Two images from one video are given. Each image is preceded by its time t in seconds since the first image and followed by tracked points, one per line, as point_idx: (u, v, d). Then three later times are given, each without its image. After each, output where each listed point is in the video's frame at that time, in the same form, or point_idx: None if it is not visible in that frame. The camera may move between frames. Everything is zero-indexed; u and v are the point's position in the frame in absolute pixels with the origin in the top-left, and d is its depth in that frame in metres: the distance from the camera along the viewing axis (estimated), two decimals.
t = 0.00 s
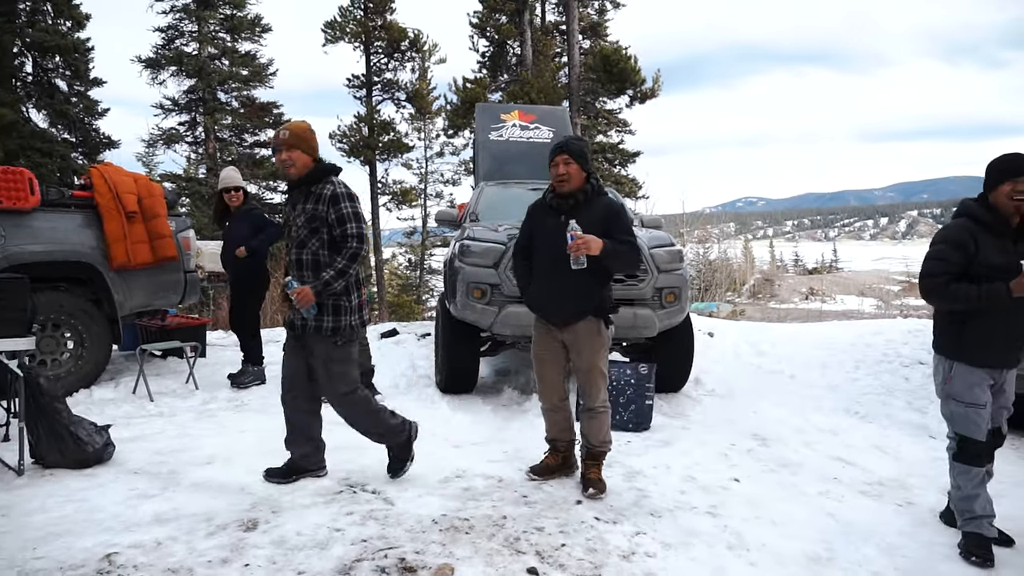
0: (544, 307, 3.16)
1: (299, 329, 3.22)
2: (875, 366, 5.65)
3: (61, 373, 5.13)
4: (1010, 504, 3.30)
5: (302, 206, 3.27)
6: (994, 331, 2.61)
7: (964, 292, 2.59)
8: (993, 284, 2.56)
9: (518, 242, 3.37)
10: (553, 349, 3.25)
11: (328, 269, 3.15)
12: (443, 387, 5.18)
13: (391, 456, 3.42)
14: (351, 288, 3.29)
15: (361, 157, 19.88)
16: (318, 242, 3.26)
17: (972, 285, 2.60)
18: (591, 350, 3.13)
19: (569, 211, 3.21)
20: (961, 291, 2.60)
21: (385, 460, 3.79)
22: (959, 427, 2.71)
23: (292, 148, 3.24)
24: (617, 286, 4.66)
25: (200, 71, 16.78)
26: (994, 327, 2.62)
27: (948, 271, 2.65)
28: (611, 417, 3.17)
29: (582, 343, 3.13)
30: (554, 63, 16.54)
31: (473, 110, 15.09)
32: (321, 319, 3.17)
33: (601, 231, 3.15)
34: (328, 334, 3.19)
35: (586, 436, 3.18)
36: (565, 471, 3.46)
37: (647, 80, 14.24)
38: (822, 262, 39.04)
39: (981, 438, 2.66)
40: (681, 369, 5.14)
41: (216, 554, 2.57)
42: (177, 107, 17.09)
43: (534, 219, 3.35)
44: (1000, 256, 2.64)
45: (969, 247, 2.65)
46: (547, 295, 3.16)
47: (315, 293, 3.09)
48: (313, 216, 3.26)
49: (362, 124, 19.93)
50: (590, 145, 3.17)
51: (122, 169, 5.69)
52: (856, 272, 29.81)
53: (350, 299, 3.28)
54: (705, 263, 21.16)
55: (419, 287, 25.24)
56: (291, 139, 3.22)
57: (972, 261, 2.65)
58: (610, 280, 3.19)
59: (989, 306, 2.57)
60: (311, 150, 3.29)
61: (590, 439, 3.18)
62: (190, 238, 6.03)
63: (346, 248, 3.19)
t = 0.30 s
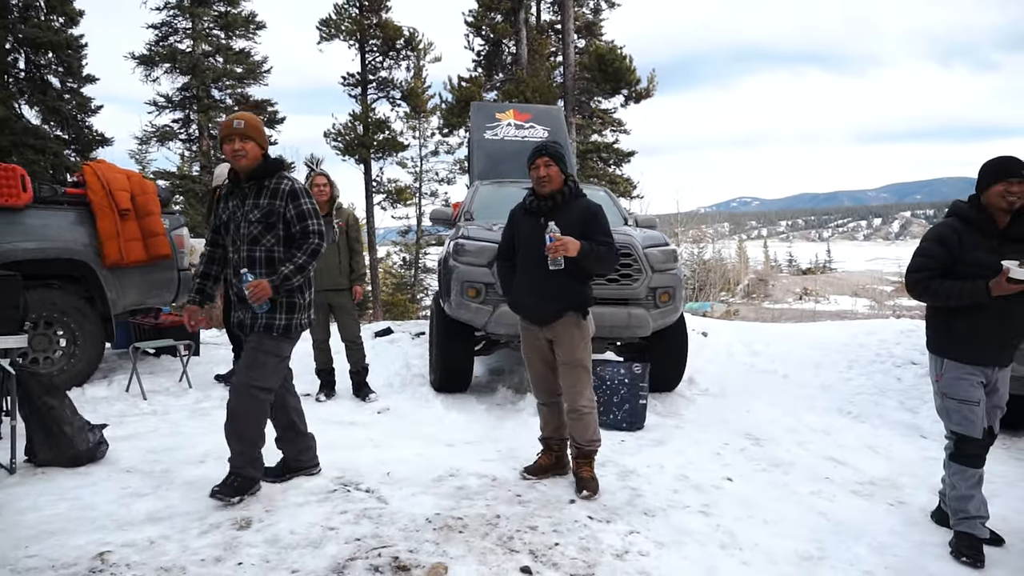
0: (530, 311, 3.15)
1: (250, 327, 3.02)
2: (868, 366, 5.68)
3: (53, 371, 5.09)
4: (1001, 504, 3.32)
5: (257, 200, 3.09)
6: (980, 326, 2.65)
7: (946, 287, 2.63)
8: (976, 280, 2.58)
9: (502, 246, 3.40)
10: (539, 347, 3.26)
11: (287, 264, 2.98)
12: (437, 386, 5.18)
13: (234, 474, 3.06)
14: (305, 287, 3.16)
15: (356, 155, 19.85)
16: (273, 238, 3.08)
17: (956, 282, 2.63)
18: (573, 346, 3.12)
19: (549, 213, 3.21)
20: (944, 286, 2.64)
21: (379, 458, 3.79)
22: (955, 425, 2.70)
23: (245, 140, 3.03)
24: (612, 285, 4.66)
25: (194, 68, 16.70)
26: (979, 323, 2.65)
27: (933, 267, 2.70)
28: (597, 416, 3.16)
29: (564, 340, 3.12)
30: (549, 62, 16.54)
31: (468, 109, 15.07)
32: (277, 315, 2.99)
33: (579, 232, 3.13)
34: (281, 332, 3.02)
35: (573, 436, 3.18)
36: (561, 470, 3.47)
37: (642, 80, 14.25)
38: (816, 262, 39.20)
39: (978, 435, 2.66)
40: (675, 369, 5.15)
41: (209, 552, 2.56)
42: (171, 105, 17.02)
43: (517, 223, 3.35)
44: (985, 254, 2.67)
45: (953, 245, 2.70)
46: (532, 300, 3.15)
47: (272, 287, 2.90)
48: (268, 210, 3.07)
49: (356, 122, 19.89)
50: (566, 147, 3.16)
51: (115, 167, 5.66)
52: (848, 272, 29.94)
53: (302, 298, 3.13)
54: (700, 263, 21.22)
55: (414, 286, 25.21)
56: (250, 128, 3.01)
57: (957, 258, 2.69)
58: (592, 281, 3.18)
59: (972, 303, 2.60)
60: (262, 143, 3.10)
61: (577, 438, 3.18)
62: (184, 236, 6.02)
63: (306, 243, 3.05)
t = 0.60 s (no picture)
0: (525, 311, 3.16)
1: (202, 329, 2.86)
2: (869, 367, 5.67)
3: (55, 368, 5.10)
4: (1003, 505, 3.32)
5: (217, 193, 2.92)
6: (990, 324, 2.65)
7: (956, 287, 2.62)
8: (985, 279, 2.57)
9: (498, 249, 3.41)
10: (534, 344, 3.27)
11: (248, 266, 2.86)
12: (439, 385, 5.18)
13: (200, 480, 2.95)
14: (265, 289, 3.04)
15: (358, 154, 19.87)
16: (232, 235, 2.93)
17: (964, 282, 2.62)
18: (561, 341, 3.11)
19: (540, 214, 3.21)
20: (954, 286, 2.62)
21: (381, 456, 3.79)
22: (976, 422, 2.68)
23: (213, 128, 2.87)
24: (614, 285, 4.65)
25: (197, 67, 16.71)
26: (990, 321, 2.65)
27: (940, 268, 2.68)
28: (582, 416, 3.12)
29: (555, 336, 3.12)
30: (552, 61, 16.53)
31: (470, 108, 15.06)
32: (235, 319, 2.87)
33: (570, 232, 3.13)
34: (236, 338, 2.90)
35: (556, 435, 3.13)
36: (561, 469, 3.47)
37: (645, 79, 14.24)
38: (818, 262, 39.18)
39: (998, 432, 2.65)
40: (677, 369, 5.15)
41: (210, 549, 2.57)
42: (174, 103, 17.03)
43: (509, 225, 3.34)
44: (991, 253, 2.67)
45: (959, 244, 2.70)
46: (527, 299, 3.16)
47: (233, 291, 2.78)
48: (229, 206, 2.91)
49: (359, 121, 19.90)
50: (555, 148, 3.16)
51: (117, 165, 5.74)
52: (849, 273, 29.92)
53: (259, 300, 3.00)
54: (702, 263, 21.21)
55: (416, 285, 25.24)
56: (223, 116, 2.88)
57: (964, 258, 2.68)
58: (586, 280, 3.16)
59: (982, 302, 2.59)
60: (230, 134, 2.96)
61: (557, 439, 3.13)
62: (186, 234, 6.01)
63: (269, 245, 2.93)
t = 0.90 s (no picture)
0: (523, 310, 3.17)
1: (172, 329, 2.79)
2: (870, 370, 5.67)
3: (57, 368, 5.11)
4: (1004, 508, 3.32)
5: (184, 186, 2.87)
6: (1008, 328, 2.65)
7: (973, 292, 2.62)
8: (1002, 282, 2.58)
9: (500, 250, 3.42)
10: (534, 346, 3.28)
11: (219, 258, 2.82)
12: (440, 386, 5.18)
13: (202, 481, 2.95)
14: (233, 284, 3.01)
15: (360, 155, 19.90)
16: (201, 229, 2.89)
17: (980, 286, 2.63)
18: (559, 344, 3.11)
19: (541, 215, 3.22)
20: (972, 291, 2.62)
21: (382, 457, 3.79)
22: (998, 435, 2.65)
23: (175, 118, 2.81)
24: (615, 287, 4.65)
25: (200, 68, 16.74)
26: (1007, 325, 2.65)
27: (954, 274, 2.70)
28: (581, 418, 3.12)
29: (553, 338, 3.12)
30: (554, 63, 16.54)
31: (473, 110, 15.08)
32: (206, 316, 2.84)
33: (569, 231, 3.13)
34: (208, 334, 2.87)
35: (555, 438, 3.13)
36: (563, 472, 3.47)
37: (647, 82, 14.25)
38: (819, 265, 39.16)
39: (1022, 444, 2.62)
40: (678, 371, 5.15)
41: (212, 549, 2.57)
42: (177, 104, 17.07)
43: (512, 229, 3.35)
44: (1008, 258, 2.67)
45: (975, 250, 2.71)
46: (527, 296, 3.15)
47: (204, 284, 2.75)
48: (198, 199, 2.89)
49: (361, 122, 19.92)
50: (558, 150, 3.17)
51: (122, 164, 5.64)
52: (851, 276, 29.89)
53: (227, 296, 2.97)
54: (703, 265, 21.19)
55: (416, 286, 25.26)
56: (183, 105, 2.80)
57: (979, 263, 2.69)
58: (584, 279, 3.15)
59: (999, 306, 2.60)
60: (191, 124, 2.90)
61: (557, 442, 3.13)
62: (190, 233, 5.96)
63: (239, 236, 2.90)
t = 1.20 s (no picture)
0: (527, 319, 3.19)
1: (126, 332, 2.61)
2: (872, 370, 5.67)
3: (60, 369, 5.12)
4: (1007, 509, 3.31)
5: (133, 181, 2.69)
6: None
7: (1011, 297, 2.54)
8: None
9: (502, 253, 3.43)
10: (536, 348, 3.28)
11: (179, 258, 2.71)
12: (442, 386, 5.19)
13: (201, 483, 2.90)
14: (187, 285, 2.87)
15: (361, 156, 19.92)
16: (153, 227, 2.73)
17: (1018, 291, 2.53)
18: (561, 344, 3.12)
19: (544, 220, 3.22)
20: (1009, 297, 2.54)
21: (384, 458, 3.80)
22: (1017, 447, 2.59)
23: (122, 111, 2.64)
24: (616, 287, 4.65)
25: (202, 69, 16.77)
26: None
27: (988, 279, 2.59)
28: (583, 419, 3.12)
29: (555, 339, 3.13)
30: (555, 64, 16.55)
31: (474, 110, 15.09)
32: (166, 318, 2.69)
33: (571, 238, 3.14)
34: (166, 337, 2.71)
35: (557, 439, 3.13)
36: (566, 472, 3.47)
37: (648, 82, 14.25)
38: (821, 265, 39.13)
39: None
40: (679, 371, 5.16)
41: (215, 549, 2.58)
42: (178, 105, 17.08)
43: (513, 232, 3.35)
44: None
45: (1006, 252, 2.61)
46: (529, 304, 3.17)
47: (169, 287, 2.65)
48: (150, 194, 2.72)
49: (362, 123, 19.94)
50: (560, 153, 3.16)
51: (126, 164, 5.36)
52: (852, 275, 29.85)
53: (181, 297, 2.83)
54: (704, 265, 21.19)
55: (418, 287, 25.28)
56: (134, 100, 2.67)
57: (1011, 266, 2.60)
58: (587, 286, 3.16)
59: None
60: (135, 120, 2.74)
61: (559, 443, 3.13)
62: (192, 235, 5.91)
63: (195, 235, 2.79)
